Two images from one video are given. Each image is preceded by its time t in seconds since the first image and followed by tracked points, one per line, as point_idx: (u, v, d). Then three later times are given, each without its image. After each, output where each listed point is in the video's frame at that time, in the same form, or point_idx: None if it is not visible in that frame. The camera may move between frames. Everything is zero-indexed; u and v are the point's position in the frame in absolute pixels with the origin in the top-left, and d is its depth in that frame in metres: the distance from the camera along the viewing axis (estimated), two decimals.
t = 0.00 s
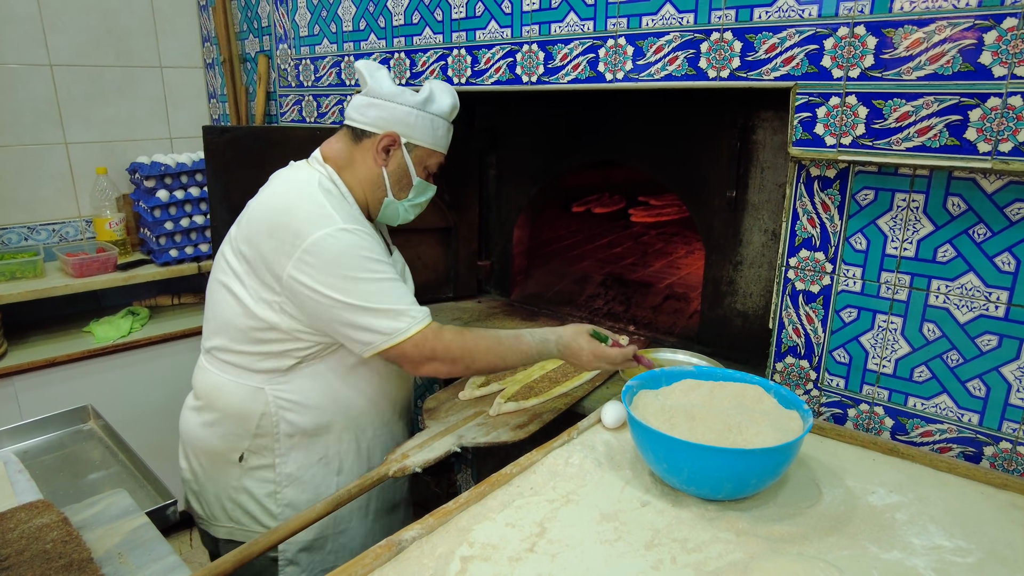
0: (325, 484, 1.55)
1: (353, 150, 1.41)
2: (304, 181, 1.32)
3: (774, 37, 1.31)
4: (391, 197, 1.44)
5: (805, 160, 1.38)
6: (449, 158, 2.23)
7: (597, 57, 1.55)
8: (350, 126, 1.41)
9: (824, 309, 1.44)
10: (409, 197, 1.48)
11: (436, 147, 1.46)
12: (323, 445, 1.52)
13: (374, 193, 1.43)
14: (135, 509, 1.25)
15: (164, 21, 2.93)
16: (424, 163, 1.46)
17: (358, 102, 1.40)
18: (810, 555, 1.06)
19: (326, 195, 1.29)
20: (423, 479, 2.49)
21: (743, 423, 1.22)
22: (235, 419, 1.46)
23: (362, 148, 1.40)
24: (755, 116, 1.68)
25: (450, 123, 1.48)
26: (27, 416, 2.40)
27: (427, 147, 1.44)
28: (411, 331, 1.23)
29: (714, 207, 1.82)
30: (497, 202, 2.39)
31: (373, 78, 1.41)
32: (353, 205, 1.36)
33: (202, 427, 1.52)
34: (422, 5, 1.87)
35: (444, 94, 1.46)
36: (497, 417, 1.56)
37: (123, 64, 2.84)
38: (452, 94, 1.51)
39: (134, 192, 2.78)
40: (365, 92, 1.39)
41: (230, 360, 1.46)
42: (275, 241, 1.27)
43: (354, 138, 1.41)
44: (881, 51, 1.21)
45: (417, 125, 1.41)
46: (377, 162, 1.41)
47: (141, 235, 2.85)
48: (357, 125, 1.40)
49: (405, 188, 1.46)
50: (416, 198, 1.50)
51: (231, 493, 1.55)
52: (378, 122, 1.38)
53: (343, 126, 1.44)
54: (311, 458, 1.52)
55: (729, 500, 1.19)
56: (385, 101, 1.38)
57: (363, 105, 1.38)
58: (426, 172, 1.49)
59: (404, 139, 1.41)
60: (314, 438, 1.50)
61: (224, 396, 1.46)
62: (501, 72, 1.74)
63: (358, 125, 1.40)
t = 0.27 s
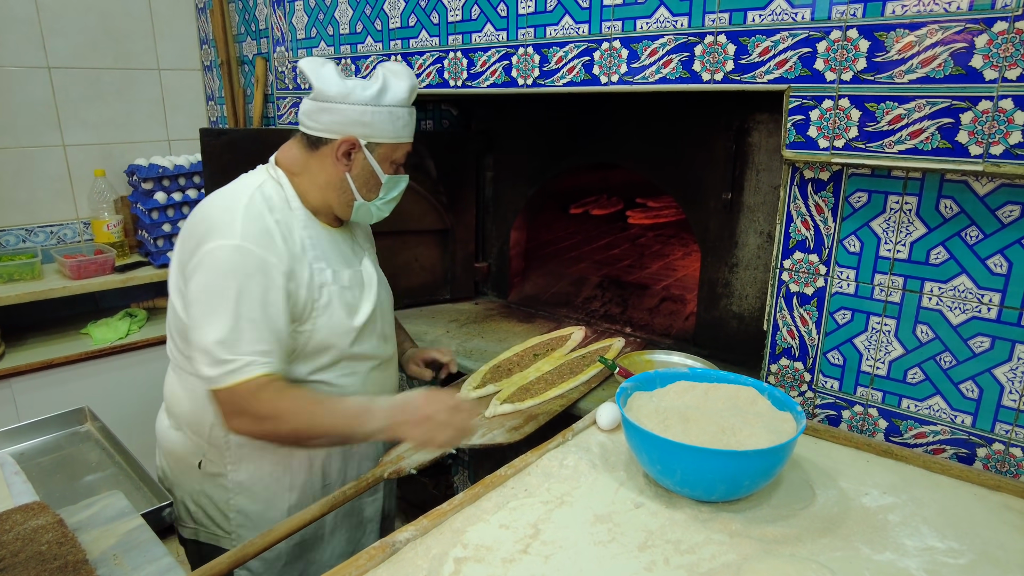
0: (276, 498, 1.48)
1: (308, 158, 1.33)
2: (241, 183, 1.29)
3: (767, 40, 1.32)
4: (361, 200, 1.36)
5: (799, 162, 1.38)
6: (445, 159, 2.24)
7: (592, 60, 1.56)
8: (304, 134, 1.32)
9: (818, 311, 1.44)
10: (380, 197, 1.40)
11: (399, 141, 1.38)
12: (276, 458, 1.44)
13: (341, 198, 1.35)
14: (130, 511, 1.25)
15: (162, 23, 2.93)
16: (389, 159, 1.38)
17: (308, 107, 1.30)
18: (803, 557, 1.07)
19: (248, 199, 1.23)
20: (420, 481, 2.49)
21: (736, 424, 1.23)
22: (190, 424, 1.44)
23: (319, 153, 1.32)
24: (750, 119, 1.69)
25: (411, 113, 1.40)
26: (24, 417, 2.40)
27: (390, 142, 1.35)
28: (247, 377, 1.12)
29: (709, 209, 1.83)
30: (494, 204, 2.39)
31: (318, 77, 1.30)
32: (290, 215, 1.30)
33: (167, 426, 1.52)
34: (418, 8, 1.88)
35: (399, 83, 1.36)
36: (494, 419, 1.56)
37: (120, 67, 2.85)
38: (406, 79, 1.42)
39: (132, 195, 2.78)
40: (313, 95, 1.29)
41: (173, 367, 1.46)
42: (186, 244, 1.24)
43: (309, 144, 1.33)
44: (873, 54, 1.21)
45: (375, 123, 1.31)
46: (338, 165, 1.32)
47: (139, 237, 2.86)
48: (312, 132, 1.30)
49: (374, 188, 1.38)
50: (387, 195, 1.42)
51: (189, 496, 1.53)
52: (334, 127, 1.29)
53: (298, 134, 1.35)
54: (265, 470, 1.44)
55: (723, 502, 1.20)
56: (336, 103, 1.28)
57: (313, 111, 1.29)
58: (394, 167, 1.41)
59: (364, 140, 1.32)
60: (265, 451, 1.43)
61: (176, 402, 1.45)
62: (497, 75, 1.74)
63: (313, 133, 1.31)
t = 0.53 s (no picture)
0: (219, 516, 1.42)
1: (252, 166, 1.31)
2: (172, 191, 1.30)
3: (762, 42, 1.33)
4: (317, 205, 1.34)
5: (794, 164, 1.39)
6: (441, 160, 2.24)
7: (588, 62, 1.57)
8: (249, 143, 1.31)
9: (814, 312, 1.44)
10: (338, 198, 1.37)
11: (350, 136, 1.34)
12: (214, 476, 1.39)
13: (295, 205, 1.33)
14: (128, 511, 1.25)
15: (161, 25, 2.94)
16: (342, 159, 1.35)
17: (249, 116, 1.28)
18: (798, 556, 1.07)
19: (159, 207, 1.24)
20: (419, 482, 2.49)
21: (732, 424, 1.23)
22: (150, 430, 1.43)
23: (264, 162, 1.30)
24: (746, 120, 1.70)
25: (359, 104, 1.35)
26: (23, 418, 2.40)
27: (339, 142, 1.32)
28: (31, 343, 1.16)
29: (706, 210, 1.84)
30: (492, 205, 2.40)
31: (254, 82, 1.27)
32: (206, 224, 1.28)
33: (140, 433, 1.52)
34: (416, 9, 1.89)
35: (343, 80, 1.32)
36: (491, 419, 1.56)
37: (119, 68, 2.85)
38: (352, 68, 1.37)
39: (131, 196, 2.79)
40: (252, 103, 1.27)
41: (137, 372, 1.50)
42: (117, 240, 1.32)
43: (254, 153, 1.31)
44: (868, 55, 1.22)
45: (319, 124, 1.28)
46: (288, 172, 1.30)
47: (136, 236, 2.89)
48: (256, 141, 1.29)
49: (330, 191, 1.35)
50: (347, 195, 1.39)
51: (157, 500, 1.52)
52: (276, 134, 1.27)
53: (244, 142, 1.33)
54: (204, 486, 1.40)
55: (719, 502, 1.20)
56: (275, 108, 1.25)
57: (255, 119, 1.27)
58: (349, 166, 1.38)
59: (310, 144, 1.30)
60: (203, 467, 1.38)
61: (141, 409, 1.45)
62: (494, 76, 1.75)
63: (257, 142, 1.29)
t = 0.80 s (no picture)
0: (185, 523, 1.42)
1: (195, 174, 1.26)
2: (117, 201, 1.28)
3: (760, 45, 1.34)
4: (266, 212, 1.29)
5: (792, 166, 1.40)
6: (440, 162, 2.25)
7: (587, 65, 1.57)
8: (191, 149, 1.25)
9: (811, 313, 1.45)
10: (289, 204, 1.32)
11: (296, 137, 1.28)
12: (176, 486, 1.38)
13: (243, 213, 1.29)
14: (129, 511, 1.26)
15: (161, 27, 2.95)
16: (289, 163, 1.30)
17: (187, 121, 1.23)
18: (795, 556, 1.08)
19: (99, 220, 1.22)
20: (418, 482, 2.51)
21: (729, 425, 1.24)
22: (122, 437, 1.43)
23: (206, 169, 1.25)
24: (744, 123, 1.70)
25: (305, 101, 1.29)
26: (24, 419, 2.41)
27: (283, 143, 1.27)
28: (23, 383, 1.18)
29: (705, 212, 1.84)
30: (491, 207, 2.40)
31: (188, 85, 1.22)
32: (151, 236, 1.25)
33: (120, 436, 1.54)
34: (415, 12, 1.90)
35: (281, 78, 1.27)
36: (490, 420, 1.57)
37: (120, 70, 2.86)
38: (296, 64, 1.31)
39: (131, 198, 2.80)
40: (189, 106, 1.22)
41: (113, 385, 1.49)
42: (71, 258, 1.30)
43: (196, 159, 1.26)
44: (864, 59, 1.23)
45: (258, 126, 1.23)
46: (232, 179, 1.25)
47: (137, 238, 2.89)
48: (196, 147, 1.24)
49: (279, 196, 1.30)
50: (300, 199, 1.33)
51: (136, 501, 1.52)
52: (214, 139, 1.22)
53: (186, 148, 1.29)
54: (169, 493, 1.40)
55: (716, 502, 1.21)
56: (211, 111, 1.21)
57: (192, 124, 1.22)
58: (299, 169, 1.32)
59: (252, 148, 1.24)
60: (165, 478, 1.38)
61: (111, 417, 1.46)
62: (493, 79, 1.76)
63: (198, 148, 1.24)
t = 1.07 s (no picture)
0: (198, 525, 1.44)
1: (184, 174, 1.30)
2: (106, 205, 1.30)
3: (758, 47, 1.34)
4: (254, 211, 1.34)
5: (790, 167, 1.40)
6: (439, 162, 2.26)
7: (586, 66, 1.58)
8: (179, 148, 1.29)
9: (810, 314, 1.45)
10: (277, 203, 1.37)
11: (283, 136, 1.33)
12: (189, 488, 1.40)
13: (232, 212, 1.33)
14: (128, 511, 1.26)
15: (161, 29, 2.95)
16: (276, 162, 1.35)
17: (174, 119, 1.27)
18: (794, 556, 1.08)
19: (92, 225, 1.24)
20: (420, 485, 2.56)
21: (728, 425, 1.24)
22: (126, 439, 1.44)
23: (195, 169, 1.29)
24: (743, 124, 1.71)
25: (291, 101, 1.34)
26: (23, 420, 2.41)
27: (269, 142, 1.32)
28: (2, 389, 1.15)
29: (704, 213, 1.85)
30: (490, 208, 2.41)
31: (175, 84, 1.26)
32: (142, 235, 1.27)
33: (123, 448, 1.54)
34: (415, 13, 1.90)
35: (266, 78, 1.31)
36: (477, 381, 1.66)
37: (119, 72, 2.86)
38: (282, 63, 1.36)
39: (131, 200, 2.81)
40: (176, 105, 1.26)
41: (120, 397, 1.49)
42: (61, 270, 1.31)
43: (184, 158, 1.30)
44: (862, 60, 1.23)
45: (246, 125, 1.27)
46: (220, 178, 1.30)
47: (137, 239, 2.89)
48: (185, 146, 1.28)
49: (267, 196, 1.35)
50: (288, 198, 1.38)
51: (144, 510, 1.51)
52: (202, 137, 1.26)
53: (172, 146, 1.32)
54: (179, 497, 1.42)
55: (715, 502, 1.21)
56: (199, 110, 1.25)
57: (180, 123, 1.26)
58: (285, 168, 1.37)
59: (240, 146, 1.29)
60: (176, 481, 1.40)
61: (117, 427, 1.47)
62: (492, 80, 1.76)
63: (185, 146, 1.28)
